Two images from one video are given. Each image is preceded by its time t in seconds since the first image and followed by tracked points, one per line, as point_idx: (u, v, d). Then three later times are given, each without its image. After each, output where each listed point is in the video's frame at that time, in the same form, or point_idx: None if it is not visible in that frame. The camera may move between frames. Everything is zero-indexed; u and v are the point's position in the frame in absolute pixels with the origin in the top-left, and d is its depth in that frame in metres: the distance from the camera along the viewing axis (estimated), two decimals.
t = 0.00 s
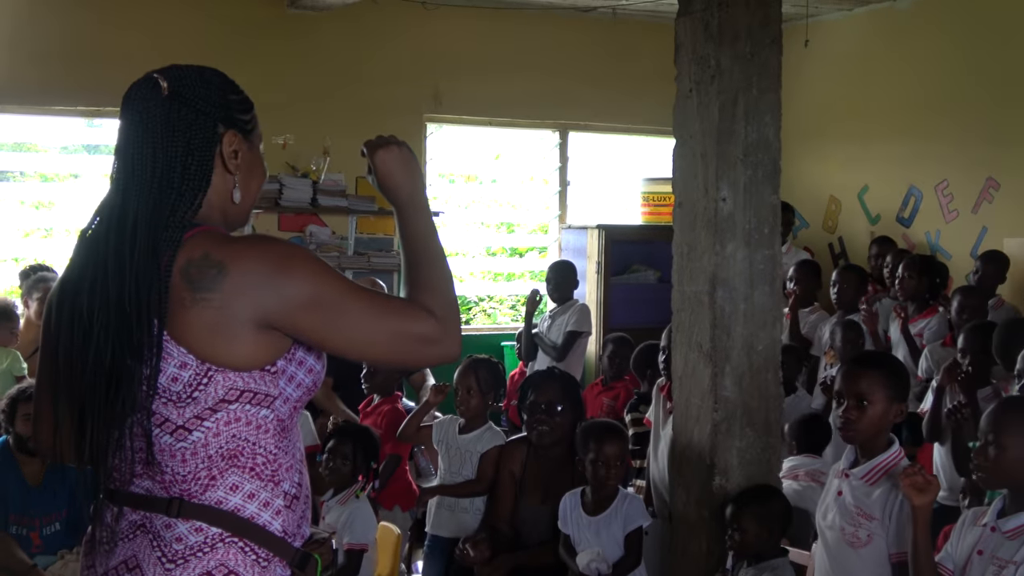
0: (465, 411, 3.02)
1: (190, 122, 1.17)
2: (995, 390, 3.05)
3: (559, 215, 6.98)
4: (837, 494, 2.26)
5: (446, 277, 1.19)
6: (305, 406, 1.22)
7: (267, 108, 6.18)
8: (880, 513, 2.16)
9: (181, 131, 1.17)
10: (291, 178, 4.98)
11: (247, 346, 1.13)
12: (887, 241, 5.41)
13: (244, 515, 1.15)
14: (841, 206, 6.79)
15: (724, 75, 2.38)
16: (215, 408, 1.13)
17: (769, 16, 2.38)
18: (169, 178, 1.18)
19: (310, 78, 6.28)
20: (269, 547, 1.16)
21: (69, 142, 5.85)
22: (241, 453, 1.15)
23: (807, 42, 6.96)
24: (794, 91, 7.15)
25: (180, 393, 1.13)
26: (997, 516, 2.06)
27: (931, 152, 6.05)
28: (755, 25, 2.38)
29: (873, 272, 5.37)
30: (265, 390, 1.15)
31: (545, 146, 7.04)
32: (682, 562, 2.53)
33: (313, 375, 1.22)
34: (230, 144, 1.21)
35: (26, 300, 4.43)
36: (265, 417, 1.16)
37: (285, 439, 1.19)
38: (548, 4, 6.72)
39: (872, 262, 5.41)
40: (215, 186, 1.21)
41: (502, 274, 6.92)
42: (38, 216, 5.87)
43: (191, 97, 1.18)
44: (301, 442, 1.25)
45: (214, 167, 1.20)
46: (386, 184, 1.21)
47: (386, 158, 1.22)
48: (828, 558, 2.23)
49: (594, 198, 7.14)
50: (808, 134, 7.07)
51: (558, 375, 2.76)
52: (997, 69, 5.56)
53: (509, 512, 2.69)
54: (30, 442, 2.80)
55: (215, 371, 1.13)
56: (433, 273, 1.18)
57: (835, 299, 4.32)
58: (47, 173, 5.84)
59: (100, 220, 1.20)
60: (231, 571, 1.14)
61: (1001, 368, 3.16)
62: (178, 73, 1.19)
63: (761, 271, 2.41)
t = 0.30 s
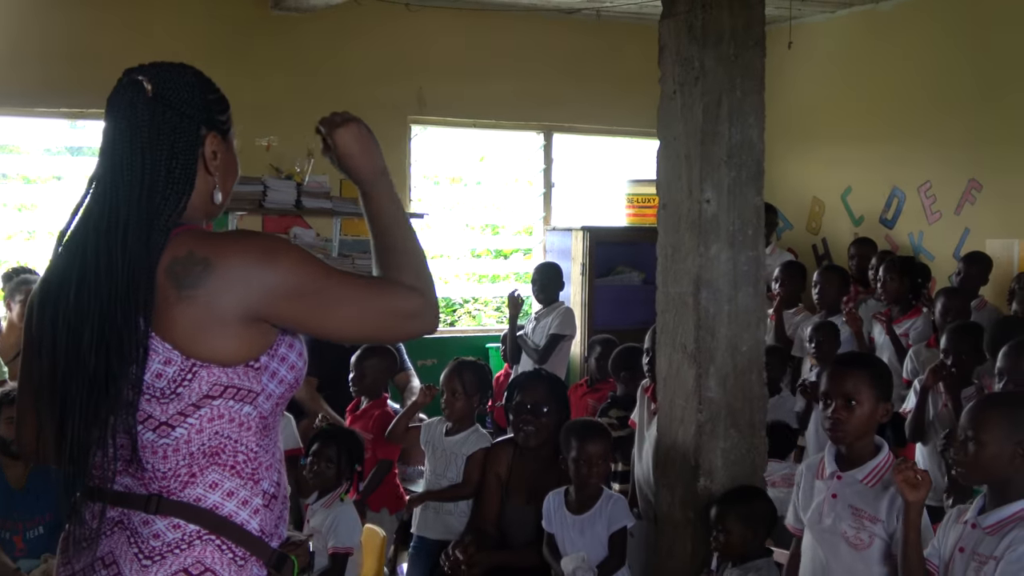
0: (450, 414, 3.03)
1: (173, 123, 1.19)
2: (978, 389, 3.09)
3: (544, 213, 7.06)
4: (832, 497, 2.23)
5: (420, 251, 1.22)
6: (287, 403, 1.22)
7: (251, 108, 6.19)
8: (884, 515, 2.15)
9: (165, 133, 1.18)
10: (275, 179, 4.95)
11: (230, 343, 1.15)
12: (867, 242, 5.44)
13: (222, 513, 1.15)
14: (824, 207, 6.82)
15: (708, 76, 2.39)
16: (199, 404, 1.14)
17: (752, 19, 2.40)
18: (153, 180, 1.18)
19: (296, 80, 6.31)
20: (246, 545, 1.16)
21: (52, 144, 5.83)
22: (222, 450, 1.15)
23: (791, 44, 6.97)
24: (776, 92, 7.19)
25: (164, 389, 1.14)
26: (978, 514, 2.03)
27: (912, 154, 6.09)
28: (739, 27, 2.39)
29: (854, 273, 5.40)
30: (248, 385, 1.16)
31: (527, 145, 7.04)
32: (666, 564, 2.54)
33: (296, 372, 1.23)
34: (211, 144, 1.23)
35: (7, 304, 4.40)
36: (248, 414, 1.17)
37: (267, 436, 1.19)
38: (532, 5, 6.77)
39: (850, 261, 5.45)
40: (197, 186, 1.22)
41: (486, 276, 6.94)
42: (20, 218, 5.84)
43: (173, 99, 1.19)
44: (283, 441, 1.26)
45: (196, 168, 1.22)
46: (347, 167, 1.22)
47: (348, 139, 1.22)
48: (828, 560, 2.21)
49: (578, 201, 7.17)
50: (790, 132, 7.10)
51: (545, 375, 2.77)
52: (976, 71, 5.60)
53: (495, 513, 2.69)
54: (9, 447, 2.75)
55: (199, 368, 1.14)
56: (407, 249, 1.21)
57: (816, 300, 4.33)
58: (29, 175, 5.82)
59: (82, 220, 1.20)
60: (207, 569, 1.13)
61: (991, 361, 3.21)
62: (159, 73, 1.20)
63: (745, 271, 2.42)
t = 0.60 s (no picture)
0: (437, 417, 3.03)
1: (152, 126, 1.19)
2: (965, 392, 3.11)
3: (532, 215, 7.13)
4: (824, 499, 2.22)
5: (382, 254, 1.25)
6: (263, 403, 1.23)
7: (239, 109, 6.21)
8: (880, 518, 2.14)
9: (144, 135, 1.19)
10: (262, 181, 5.00)
11: (202, 345, 1.15)
12: (853, 244, 5.42)
13: (196, 512, 1.16)
14: (812, 209, 6.84)
15: (695, 79, 2.39)
16: (173, 404, 1.15)
17: (739, 22, 2.41)
18: (129, 183, 1.19)
19: (284, 81, 6.34)
20: (221, 545, 1.17)
21: (38, 144, 5.81)
22: (196, 451, 1.16)
23: (777, 46, 7.03)
24: (761, 95, 7.25)
25: (138, 390, 1.15)
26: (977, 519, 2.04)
27: (896, 157, 6.13)
28: (726, 30, 2.40)
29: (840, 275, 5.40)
30: (221, 386, 1.17)
31: (516, 148, 7.11)
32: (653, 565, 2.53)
33: (272, 372, 1.23)
34: (189, 148, 1.23)
35: None
36: (222, 414, 1.17)
37: (241, 436, 1.20)
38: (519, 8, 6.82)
39: (836, 263, 5.45)
40: (173, 190, 1.23)
41: (474, 278, 6.99)
42: (5, 218, 5.81)
43: (152, 103, 1.19)
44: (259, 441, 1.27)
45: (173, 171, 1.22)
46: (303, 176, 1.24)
47: (304, 148, 1.24)
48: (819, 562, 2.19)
49: (565, 205, 7.20)
50: (774, 134, 7.15)
51: (530, 377, 2.78)
52: (960, 74, 5.65)
53: (482, 515, 2.69)
54: None
55: (172, 368, 1.15)
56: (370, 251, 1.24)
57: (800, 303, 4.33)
58: (15, 175, 5.80)
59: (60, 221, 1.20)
60: (180, 567, 1.14)
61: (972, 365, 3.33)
62: (139, 74, 1.20)
63: (732, 274, 2.42)
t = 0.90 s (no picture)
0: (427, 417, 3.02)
1: (124, 127, 1.21)
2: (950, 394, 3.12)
3: (522, 216, 7.18)
4: (807, 499, 2.24)
5: (355, 244, 1.29)
6: (235, 403, 1.24)
7: (228, 110, 6.22)
8: (860, 519, 2.15)
9: (116, 136, 1.20)
10: (252, 182, 5.16)
11: (169, 346, 1.17)
12: (841, 246, 5.44)
13: (163, 512, 1.18)
14: (801, 212, 6.87)
15: (685, 81, 2.40)
16: (135, 405, 1.17)
17: (729, 24, 2.41)
18: (96, 185, 1.20)
19: (274, 82, 6.36)
20: (188, 545, 1.19)
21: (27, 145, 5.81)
22: (161, 452, 1.18)
23: (767, 49, 7.09)
24: (751, 97, 7.31)
25: (101, 390, 1.17)
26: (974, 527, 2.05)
27: (884, 160, 6.15)
28: (716, 32, 2.40)
29: (828, 277, 5.43)
30: (187, 387, 1.18)
31: (506, 150, 7.15)
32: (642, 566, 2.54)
33: (244, 371, 1.24)
34: (162, 149, 1.25)
35: None
36: (189, 415, 1.19)
37: (210, 437, 1.22)
38: (509, 10, 6.85)
39: (825, 265, 5.46)
40: (146, 190, 1.25)
41: (464, 279, 7.07)
42: None
43: (125, 104, 1.21)
44: (233, 441, 1.28)
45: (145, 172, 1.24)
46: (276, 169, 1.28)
47: (273, 144, 1.28)
48: (802, 562, 2.21)
49: (555, 205, 7.32)
50: (763, 135, 7.21)
51: (516, 379, 2.81)
52: (946, 77, 5.68)
53: (469, 518, 2.71)
54: None
55: (135, 369, 1.17)
56: (343, 241, 1.28)
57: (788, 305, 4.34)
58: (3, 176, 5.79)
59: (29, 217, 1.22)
60: (145, 567, 1.17)
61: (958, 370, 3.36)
62: (114, 76, 1.22)
63: (721, 275, 2.42)
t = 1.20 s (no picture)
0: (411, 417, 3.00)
1: (90, 128, 1.20)
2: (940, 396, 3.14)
3: (513, 217, 7.20)
4: (790, 496, 2.26)
5: (340, 239, 1.26)
6: (209, 403, 1.24)
7: (219, 112, 6.25)
8: (833, 515, 2.16)
9: (80, 136, 1.20)
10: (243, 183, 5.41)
11: (138, 345, 1.17)
12: (831, 248, 5.45)
13: (133, 512, 1.18)
14: (791, 214, 6.89)
15: (676, 82, 2.40)
16: (103, 404, 1.17)
17: (720, 26, 2.42)
18: (59, 185, 1.20)
19: (265, 83, 6.39)
20: (158, 545, 1.19)
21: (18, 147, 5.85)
22: (131, 451, 1.18)
23: (757, 51, 7.13)
24: (741, 99, 7.34)
25: (70, 389, 1.17)
26: (951, 526, 2.13)
27: (874, 162, 6.17)
28: (707, 34, 2.41)
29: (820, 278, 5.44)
30: (156, 386, 1.19)
31: (498, 151, 7.17)
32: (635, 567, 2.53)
33: (218, 372, 1.24)
34: (129, 152, 1.24)
35: None
36: (159, 414, 1.19)
37: (182, 437, 1.21)
38: (501, 11, 6.87)
39: (816, 267, 5.46)
40: (112, 194, 1.24)
41: (456, 281, 7.11)
42: None
43: (92, 105, 1.21)
44: (211, 442, 1.28)
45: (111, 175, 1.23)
46: (267, 162, 1.26)
47: (263, 137, 1.26)
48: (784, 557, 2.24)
49: (546, 207, 7.33)
50: (754, 137, 7.23)
51: (501, 381, 2.82)
52: (934, 79, 5.72)
53: (460, 520, 2.71)
54: None
55: (101, 368, 1.17)
56: (327, 237, 1.25)
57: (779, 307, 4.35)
58: None
59: None
60: (114, 567, 1.16)
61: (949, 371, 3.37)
62: (84, 77, 1.22)
63: (712, 277, 2.44)
